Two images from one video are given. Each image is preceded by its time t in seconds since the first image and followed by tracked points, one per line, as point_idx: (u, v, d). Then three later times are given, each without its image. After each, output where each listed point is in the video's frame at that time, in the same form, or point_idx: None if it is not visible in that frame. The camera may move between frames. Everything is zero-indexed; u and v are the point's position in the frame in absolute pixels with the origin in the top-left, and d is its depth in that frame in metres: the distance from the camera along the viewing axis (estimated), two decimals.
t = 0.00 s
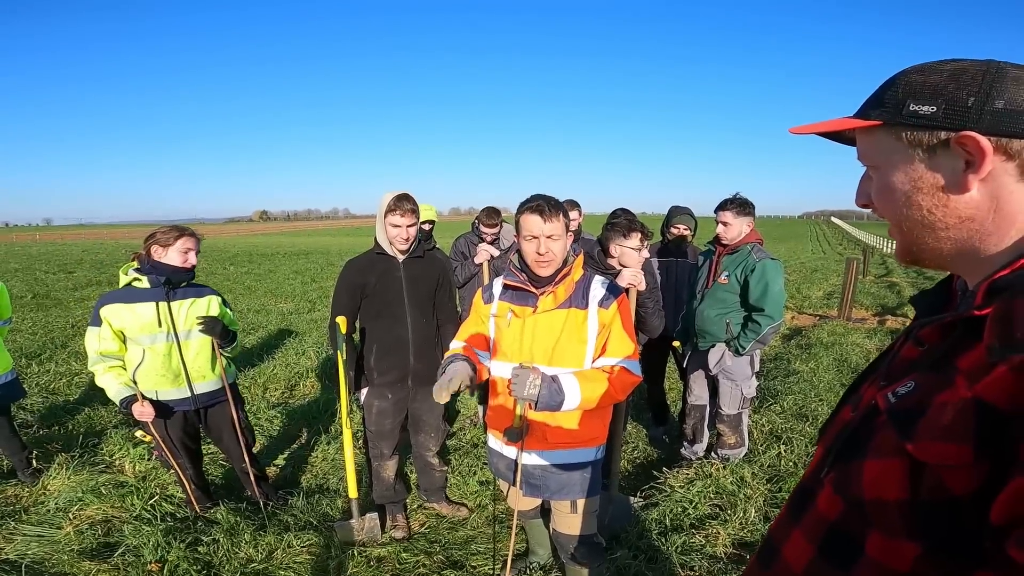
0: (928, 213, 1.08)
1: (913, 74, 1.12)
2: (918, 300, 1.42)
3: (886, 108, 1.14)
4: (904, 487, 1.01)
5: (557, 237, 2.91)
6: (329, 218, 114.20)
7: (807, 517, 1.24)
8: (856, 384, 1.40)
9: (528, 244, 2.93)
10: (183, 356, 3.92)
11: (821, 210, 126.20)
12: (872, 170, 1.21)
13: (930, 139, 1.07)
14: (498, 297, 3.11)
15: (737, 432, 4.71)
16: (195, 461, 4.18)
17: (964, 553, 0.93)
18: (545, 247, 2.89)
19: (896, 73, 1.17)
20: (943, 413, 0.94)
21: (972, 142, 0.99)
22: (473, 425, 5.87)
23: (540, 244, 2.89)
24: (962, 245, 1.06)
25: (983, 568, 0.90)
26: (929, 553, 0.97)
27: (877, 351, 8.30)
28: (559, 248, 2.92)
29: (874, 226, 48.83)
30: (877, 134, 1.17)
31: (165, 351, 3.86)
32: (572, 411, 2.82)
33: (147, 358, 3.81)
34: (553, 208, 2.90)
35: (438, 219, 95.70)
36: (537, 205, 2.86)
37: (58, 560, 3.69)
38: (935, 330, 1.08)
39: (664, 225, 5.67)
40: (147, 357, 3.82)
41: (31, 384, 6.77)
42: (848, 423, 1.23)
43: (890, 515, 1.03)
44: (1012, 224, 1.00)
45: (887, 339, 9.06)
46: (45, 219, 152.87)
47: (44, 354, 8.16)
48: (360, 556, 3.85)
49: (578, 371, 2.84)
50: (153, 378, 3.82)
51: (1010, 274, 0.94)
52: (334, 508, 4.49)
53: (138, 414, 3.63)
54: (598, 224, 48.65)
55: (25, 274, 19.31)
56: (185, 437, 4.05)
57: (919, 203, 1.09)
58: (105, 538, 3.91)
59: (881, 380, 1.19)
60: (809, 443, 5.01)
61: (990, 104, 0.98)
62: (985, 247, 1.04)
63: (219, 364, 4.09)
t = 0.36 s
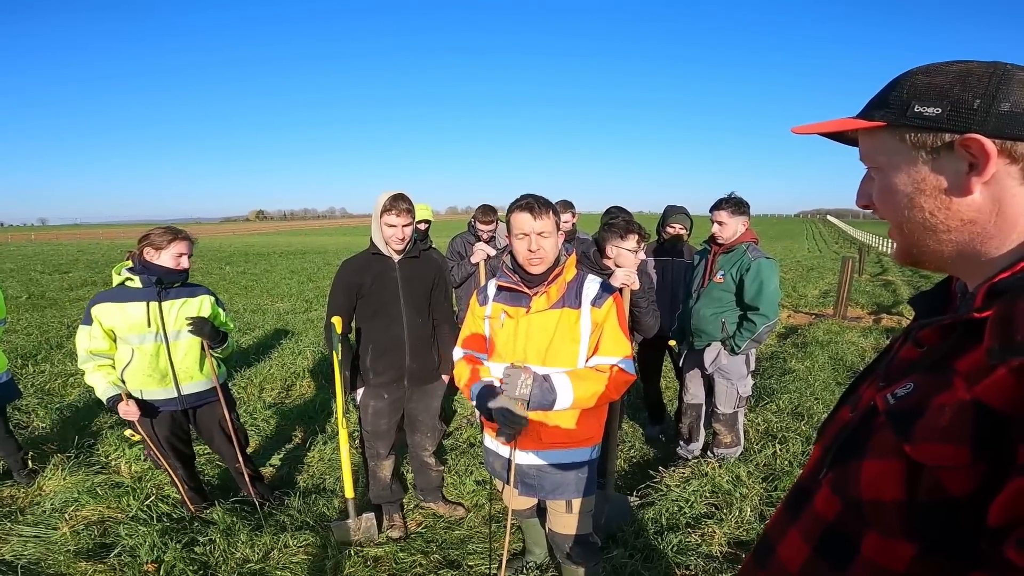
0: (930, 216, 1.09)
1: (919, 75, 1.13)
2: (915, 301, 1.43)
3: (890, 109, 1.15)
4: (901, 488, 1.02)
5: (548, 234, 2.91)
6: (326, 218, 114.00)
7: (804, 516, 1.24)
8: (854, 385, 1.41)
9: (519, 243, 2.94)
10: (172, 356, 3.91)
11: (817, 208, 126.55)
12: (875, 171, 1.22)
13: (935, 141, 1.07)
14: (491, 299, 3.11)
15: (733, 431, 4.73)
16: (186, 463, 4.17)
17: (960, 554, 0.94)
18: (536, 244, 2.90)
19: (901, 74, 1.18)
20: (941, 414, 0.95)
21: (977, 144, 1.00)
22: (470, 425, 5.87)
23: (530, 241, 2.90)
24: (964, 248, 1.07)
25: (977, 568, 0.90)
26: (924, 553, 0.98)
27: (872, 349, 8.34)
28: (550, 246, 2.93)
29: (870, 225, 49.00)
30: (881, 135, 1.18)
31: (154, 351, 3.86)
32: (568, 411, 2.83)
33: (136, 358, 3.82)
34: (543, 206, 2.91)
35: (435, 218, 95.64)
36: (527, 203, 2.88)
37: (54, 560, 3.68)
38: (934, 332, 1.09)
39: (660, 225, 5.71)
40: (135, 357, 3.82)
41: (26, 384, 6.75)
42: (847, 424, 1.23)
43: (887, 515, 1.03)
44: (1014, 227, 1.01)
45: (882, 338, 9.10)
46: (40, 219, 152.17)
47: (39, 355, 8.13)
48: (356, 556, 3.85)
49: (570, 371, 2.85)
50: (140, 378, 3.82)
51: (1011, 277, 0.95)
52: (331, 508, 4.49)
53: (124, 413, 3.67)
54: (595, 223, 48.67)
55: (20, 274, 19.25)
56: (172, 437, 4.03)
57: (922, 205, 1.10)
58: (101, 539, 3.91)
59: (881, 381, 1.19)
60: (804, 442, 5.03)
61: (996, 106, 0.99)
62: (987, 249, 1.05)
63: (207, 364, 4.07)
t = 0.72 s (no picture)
0: (927, 214, 1.09)
1: (919, 74, 1.13)
2: (912, 299, 1.42)
3: (890, 108, 1.15)
4: (901, 487, 1.01)
5: (545, 232, 2.92)
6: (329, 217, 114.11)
7: (805, 516, 1.24)
8: (853, 383, 1.41)
9: (517, 241, 2.95)
10: (165, 354, 3.92)
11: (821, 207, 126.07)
12: (873, 170, 1.22)
13: (933, 140, 1.07)
14: (492, 300, 3.12)
15: (735, 430, 4.72)
16: (184, 460, 4.20)
17: (960, 553, 0.93)
18: (534, 242, 2.91)
19: (901, 73, 1.18)
20: (940, 413, 0.94)
21: (974, 144, 1.00)
22: (472, 424, 5.88)
23: (528, 239, 2.91)
24: (961, 246, 1.07)
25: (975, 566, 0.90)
26: (925, 553, 0.98)
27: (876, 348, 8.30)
28: (548, 243, 2.94)
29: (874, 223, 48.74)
30: (880, 134, 1.17)
31: (148, 349, 3.88)
32: (570, 409, 2.84)
33: (130, 356, 3.85)
34: (540, 204, 2.92)
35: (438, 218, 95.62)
36: (524, 201, 2.89)
37: (59, 559, 3.70)
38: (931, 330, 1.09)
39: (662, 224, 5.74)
40: (129, 355, 3.86)
41: (31, 384, 6.78)
42: (846, 422, 1.23)
43: (887, 514, 1.03)
44: (1011, 226, 1.01)
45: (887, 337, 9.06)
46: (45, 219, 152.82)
47: (45, 355, 8.18)
48: (359, 554, 3.86)
49: (573, 369, 2.85)
50: (134, 375, 3.87)
51: (1007, 275, 0.95)
52: (334, 507, 4.51)
53: (113, 408, 3.70)
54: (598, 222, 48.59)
55: (26, 274, 19.33)
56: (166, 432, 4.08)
57: (919, 204, 1.09)
58: (106, 538, 3.93)
59: (879, 379, 1.19)
60: (807, 441, 5.02)
61: (995, 105, 0.99)
62: (983, 248, 1.05)
63: (200, 363, 4.07)
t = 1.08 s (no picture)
0: (931, 211, 1.08)
1: (929, 71, 1.12)
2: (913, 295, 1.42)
3: (899, 103, 1.14)
4: (902, 485, 1.01)
5: (548, 229, 2.92)
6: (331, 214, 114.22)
7: (806, 514, 1.24)
8: (853, 380, 1.41)
9: (520, 238, 2.94)
10: (163, 351, 3.94)
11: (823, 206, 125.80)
12: (879, 166, 1.21)
13: (941, 136, 1.07)
14: (495, 296, 3.12)
15: (736, 429, 4.72)
16: (183, 455, 4.22)
17: (961, 551, 0.93)
18: (537, 238, 2.90)
19: (911, 70, 1.17)
20: (941, 411, 0.94)
21: (982, 141, 0.99)
22: (473, 421, 5.89)
23: (531, 236, 2.91)
24: (964, 243, 1.07)
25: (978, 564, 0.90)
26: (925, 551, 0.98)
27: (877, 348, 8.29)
28: (550, 240, 2.93)
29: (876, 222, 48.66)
30: (887, 129, 1.17)
31: (146, 346, 3.91)
32: (572, 406, 2.84)
33: (129, 353, 3.89)
34: (543, 202, 2.92)
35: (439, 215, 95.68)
36: (527, 198, 2.90)
37: (61, 555, 3.72)
38: (932, 327, 1.08)
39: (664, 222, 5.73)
40: (128, 352, 3.90)
41: (33, 380, 6.80)
42: (847, 420, 1.23)
43: (889, 513, 1.03)
44: (1015, 224, 1.00)
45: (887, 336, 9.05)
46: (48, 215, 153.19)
47: (47, 351, 8.20)
48: (360, 551, 3.88)
49: (575, 366, 2.85)
50: (132, 371, 3.91)
51: (1011, 272, 0.95)
52: (334, 504, 4.52)
53: (108, 401, 3.74)
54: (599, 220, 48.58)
55: (27, 270, 19.38)
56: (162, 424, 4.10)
57: (923, 200, 1.09)
58: (108, 534, 3.94)
59: (879, 376, 1.18)
60: (808, 439, 5.02)
61: (1004, 102, 0.98)
62: (987, 245, 1.05)
63: (198, 359, 4.06)
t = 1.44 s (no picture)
0: (931, 212, 1.07)
1: (926, 69, 1.11)
2: (917, 293, 1.41)
3: (896, 102, 1.13)
4: (903, 484, 1.00)
5: (554, 228, 2.91)
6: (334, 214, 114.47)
7: (807, 513, 1.23)
8: (857, 379, 1.39)
9: (526, 237, 2.93)
10: (164, 350, 3.94)
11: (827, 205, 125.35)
12: (877, 165, 1.20)
13: (939, 136, 1.05)
14: (499, 295, 3.11)
15: (739, 428, 4.70)
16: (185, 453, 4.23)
17: (962, 551, 0.92)
18: (542, 237, 2.89)
19: (908, 68, 1.16)
20: (942, 409, 0.93)
21: (982, 141, 0.98)
22: (476, 420, 5.89)
23: (537, 235, 2.90)
24: (965, 243, 1.06)
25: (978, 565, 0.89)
26: (925, 550, 0.97)
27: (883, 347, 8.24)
28: (556, 239, 2.92)
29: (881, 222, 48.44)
30: (885, 129, 1.15)
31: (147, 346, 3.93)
32: (575, 406, 2.83)
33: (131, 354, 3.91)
34: (550, 200, 2.91)
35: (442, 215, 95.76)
36: (535, 197, 2.89)
37: (65, 555, 3.73)
38: (935, 326, 1.07)
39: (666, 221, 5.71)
40: (130, 353, 3.92)
41: (38, 379, 6.84)
42: (849, 419, 1.22)
43: (889, 512, 1.02)
44: (1016, 224, 0.99)
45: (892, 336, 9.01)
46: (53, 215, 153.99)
47: (52, 350, 8.24)
48: (362, 551, 3.88)
49: (579, 366, 2.85)
50: (134, 371, 3.93)
51: (1011, 272, 0.93)
52: (337, 503, 4.53)
53: (109, 398, 3.77)
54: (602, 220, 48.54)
55: (32, 270, 19.46)
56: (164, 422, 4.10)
57: (923, 201, 1.08)
58: (112, 533, 3.95)
59: (882, 375, 1.17)
60: (812, 440, 4.99)
61: (1004, 102, 0.97)
62: (989, 245, 1.03)
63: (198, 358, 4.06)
